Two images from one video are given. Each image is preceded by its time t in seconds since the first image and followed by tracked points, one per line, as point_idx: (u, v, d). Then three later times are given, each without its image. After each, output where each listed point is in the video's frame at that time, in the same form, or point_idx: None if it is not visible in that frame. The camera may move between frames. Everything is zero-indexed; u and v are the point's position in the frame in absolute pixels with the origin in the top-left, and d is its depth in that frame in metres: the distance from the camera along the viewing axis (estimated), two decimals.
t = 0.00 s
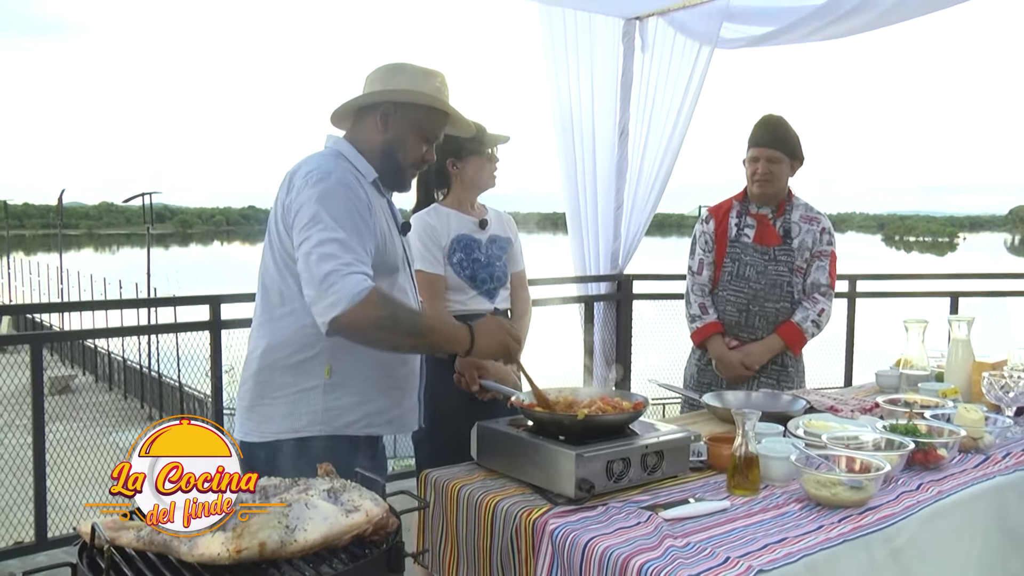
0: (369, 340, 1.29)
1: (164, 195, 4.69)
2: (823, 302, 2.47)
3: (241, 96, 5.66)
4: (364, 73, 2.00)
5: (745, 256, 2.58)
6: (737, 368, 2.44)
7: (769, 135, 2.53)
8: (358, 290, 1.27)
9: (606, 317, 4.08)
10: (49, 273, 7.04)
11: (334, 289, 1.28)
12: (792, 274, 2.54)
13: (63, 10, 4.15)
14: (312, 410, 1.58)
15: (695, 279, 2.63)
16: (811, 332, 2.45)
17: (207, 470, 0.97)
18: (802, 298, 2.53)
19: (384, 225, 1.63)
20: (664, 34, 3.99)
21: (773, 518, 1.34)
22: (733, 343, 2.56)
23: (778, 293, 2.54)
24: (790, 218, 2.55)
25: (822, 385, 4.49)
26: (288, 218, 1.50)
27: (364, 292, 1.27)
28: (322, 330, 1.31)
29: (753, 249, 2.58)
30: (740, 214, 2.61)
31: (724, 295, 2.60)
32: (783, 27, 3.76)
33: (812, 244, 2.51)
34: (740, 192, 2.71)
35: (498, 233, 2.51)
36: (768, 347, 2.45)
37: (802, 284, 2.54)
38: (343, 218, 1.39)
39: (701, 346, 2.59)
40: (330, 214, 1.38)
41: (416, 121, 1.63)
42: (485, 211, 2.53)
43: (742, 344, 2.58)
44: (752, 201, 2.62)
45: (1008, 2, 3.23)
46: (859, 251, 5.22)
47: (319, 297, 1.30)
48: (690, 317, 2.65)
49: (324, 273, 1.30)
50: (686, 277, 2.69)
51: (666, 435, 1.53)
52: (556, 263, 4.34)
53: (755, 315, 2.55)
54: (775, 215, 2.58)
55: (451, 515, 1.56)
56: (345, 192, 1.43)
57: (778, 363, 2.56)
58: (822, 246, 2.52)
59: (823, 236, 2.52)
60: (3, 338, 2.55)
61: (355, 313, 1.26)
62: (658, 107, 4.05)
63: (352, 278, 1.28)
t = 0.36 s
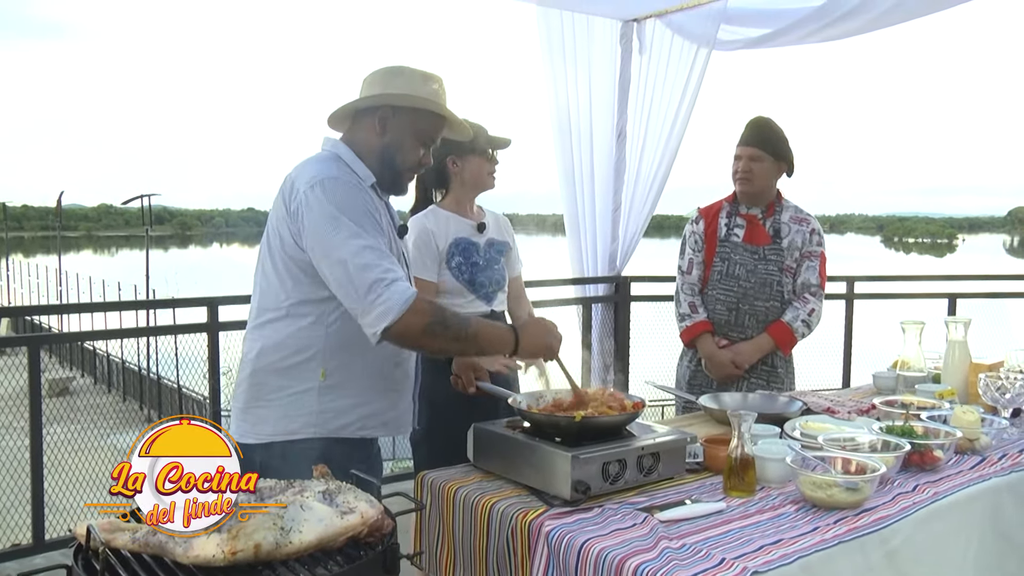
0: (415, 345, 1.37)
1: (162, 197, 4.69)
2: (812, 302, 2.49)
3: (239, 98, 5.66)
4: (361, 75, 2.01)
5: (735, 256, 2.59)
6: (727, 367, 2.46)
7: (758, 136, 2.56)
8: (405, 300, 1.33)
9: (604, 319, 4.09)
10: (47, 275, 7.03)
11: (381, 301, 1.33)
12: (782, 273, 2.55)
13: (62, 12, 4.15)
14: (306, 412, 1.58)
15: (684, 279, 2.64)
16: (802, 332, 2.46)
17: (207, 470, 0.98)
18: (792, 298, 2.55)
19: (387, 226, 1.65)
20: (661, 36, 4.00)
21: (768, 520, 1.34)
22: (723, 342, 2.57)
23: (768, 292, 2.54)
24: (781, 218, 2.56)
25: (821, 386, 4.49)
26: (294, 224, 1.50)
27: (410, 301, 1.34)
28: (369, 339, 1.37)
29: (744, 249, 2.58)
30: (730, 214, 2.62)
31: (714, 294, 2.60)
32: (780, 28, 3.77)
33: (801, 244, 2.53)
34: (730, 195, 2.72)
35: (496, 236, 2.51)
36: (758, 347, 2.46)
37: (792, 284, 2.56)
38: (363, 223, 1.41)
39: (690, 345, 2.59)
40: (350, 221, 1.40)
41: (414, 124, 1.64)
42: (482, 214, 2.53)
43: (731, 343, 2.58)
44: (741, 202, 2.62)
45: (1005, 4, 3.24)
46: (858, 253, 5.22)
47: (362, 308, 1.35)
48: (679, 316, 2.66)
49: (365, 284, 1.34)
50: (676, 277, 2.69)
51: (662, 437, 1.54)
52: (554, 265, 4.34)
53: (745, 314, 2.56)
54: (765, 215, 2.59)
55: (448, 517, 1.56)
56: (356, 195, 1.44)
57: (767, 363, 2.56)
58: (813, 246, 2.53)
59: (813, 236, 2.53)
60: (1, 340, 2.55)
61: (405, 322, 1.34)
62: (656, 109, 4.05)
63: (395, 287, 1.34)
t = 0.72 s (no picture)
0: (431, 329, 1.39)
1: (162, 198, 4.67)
2: (793, 295, 2.48)
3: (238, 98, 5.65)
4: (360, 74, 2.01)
5: (714, 251, 2.58)
6: (709, 362, 2.47)
7: (732, 132, 2.56)
8: (421, 288, 1.35)
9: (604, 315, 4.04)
10: (49, 277, 7.02)
11: (397, 290, 1.34)
12: (762, 267, 2.56)
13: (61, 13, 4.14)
14: (305, 409, 1.58)
15: (664, 276, 2.65)
16: (782, 325, 2.46)
17: (207, 470, 0.98)
18: (772, 292, 2.55)
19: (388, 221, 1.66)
20: (660, 33, 3.98)
21: (769, 515, 1.34)
22: (705, 338, 2.56)
23: (748, 286, 2.54)
24: (758, 213, 2.56)
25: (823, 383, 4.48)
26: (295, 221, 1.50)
27: (426, 287, 1.36)
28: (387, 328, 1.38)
29: (722, 244, 2.58)
30: (708, 211, 2.62)
31: (694, 291, 2.60)
32: (780, 24, 3.75)
33: (780, 237, 2.52)
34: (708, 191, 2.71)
35: (500, 235, 2.51)
36: (739, 341, 2.46)
37: (772, 278, 2.56)
38: (370, 215, 1.42)
39: (671, 342, 2.59)
40: (359, 213, 1.40)
41: (410, 122, 1.65)
42: (487, 213, 2.54)
43: (713, 338, 2.57)
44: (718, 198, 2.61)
45: None
46: (860, 249, 5.21)
47: (378, 298, 1.36)
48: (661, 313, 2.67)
49: (379, 274, 1.35)
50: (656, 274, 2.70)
51: (663, 434, 1.53)
52: (555, 263, 4.34)
53: (725, 309, 2.55)
54: (743, 210, 2.58)
55: (449, 514, 1.56)
56: (360, 188, 1.44)
57: (749, 358, 2.54)
58: (791, 240, 2.53)
59: (791, 230, 2.53)
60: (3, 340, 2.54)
61: (423, 310, 1.36)
62: (655, 108, 4.04)
63: (410, 276, 1.35)
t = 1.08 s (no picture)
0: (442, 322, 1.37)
1: (170, 199, 4.69)
2: (778, 293, 2.49)
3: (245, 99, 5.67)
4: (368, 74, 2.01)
5: (699, 251, 2.57)
6: (697, 362, 2.46)
7: (717, 131, 2.56)
8: (429, 281, 1.33)
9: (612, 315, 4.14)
10: (58, 277, 7.07)
11: (405, 283, 1.33)
12: (747, 266, 2.55)
13: (70, 14, 4.16)
14: (313, 408, 1.58)
15: (650, 277, 2.62)
16: (769, 324, 2.46)
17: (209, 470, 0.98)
18: (758, 291, 2.54)
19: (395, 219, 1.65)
20: (667, 32, 3.98)
21: (778, 513, 1.34)
22: (692, 338, 2.54)
23: (734, 285, 2.54)
24: (743, 211, 2.56)
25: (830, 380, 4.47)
26: (307, 219, 1.50)
27: (436, 280, 1.34)
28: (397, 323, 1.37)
29: (707, 244, 2.57)
30: (693, 211, 2.61)
31: (680, 291, 2.59)
32: (787, 22, 3.74)
33: (764, 236, 2.53)
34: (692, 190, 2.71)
35: (508, 233, 2.52)
36: (727, 340, 2.45)
37: (757, 277, 2.56)
38: (378, 211, 1.41)
39: (659, 342, 2.58)
40: (366, 209, 1.39)
41: (418, 121, 1.64)
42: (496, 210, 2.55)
43: (700, 338, 2.56)
44: (702, 199, 2.62)
45: None
46: (866, 247, 5.19)
47: (388, 291, 1.35)
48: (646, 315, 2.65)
49: (388, 266, 1.34)
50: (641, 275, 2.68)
51: (671, 431, 1.53)
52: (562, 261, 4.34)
53: (713, 309, 2.54)
54: (727, 210, 2.58)
55: (458, 512, 1.56)
56: (369, 184, 1.44)
57: (738, 355, 2.53)
58: (776, 239, 2.54)
59: (775, 229, 2.54)
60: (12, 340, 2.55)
61: (436, 301, 1.34)
62: (662, 105, 4.04)
63: (419, 268, 1.34)
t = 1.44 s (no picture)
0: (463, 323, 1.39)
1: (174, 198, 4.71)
2: (776, 287, 2.50)
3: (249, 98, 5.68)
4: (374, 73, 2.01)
5: (694, 251, 2.56)
6: (699, 362, 2.45)
7: (705, 129, 2.52)
8: (444, 277, 1.34)
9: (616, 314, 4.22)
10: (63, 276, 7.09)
11: (419, 281, 1.33)
12: (744, 262, 2.55)
13: (75, 14, 4.16)
14: (330, 406, 1.59)
15: (647, 280, 2.61)
16: (770, 317, 2.48)
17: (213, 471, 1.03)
18: (756, 286, 2.54)
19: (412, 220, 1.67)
20: (672, 30, 3.98)
21: (784, 511, 1.34)
22: (694, 338, 2.54)
23: (732, 283, 2.54)
24: (734, 208, 2.56)
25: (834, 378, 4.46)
26: (329, 216, 1.51)
27: (446, 279, 1.34)
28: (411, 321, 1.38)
29: (702, 243, 2.56)
30: (685, 211, 2.60)
31: (679, 293, 2.58)
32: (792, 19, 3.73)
33: (758, 231, 2.52)
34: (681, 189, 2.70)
35: (511, 230, 2.53)
36: (728, 338, 2.46)
37: (754, 271, 2.56)
38: (399, 208, 1.42)
39: (661, 346, 2.58)
40: (390, 206, 1.40)
41: (432, 120, 1.65)
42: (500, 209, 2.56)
43: (702, 338, 2.55)
44: (693, 197, 2.61)
45: None
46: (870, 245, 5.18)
47: (400, 290, 1.36)
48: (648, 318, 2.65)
49: (402, 265, 1.34)
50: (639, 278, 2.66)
51: (677, 429, 1.53)
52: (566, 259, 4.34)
53: (713, 307, 2.54)
54: (719, 208, 2.58)
55: (464, 510, 1.56)
56: (393, 182, 1.45)
57: (741, 353, 2.54)
58: (770, 232, 2.53)
59: (769, 222, 2.54)
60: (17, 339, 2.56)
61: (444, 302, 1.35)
62: (667, 103, 4.04)
63: (433, 266, 1.34)
